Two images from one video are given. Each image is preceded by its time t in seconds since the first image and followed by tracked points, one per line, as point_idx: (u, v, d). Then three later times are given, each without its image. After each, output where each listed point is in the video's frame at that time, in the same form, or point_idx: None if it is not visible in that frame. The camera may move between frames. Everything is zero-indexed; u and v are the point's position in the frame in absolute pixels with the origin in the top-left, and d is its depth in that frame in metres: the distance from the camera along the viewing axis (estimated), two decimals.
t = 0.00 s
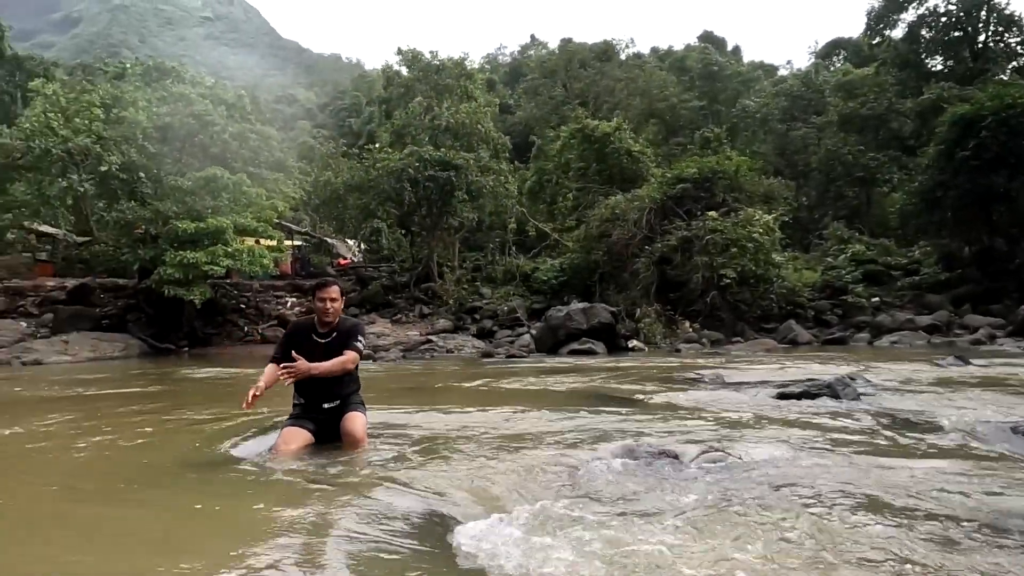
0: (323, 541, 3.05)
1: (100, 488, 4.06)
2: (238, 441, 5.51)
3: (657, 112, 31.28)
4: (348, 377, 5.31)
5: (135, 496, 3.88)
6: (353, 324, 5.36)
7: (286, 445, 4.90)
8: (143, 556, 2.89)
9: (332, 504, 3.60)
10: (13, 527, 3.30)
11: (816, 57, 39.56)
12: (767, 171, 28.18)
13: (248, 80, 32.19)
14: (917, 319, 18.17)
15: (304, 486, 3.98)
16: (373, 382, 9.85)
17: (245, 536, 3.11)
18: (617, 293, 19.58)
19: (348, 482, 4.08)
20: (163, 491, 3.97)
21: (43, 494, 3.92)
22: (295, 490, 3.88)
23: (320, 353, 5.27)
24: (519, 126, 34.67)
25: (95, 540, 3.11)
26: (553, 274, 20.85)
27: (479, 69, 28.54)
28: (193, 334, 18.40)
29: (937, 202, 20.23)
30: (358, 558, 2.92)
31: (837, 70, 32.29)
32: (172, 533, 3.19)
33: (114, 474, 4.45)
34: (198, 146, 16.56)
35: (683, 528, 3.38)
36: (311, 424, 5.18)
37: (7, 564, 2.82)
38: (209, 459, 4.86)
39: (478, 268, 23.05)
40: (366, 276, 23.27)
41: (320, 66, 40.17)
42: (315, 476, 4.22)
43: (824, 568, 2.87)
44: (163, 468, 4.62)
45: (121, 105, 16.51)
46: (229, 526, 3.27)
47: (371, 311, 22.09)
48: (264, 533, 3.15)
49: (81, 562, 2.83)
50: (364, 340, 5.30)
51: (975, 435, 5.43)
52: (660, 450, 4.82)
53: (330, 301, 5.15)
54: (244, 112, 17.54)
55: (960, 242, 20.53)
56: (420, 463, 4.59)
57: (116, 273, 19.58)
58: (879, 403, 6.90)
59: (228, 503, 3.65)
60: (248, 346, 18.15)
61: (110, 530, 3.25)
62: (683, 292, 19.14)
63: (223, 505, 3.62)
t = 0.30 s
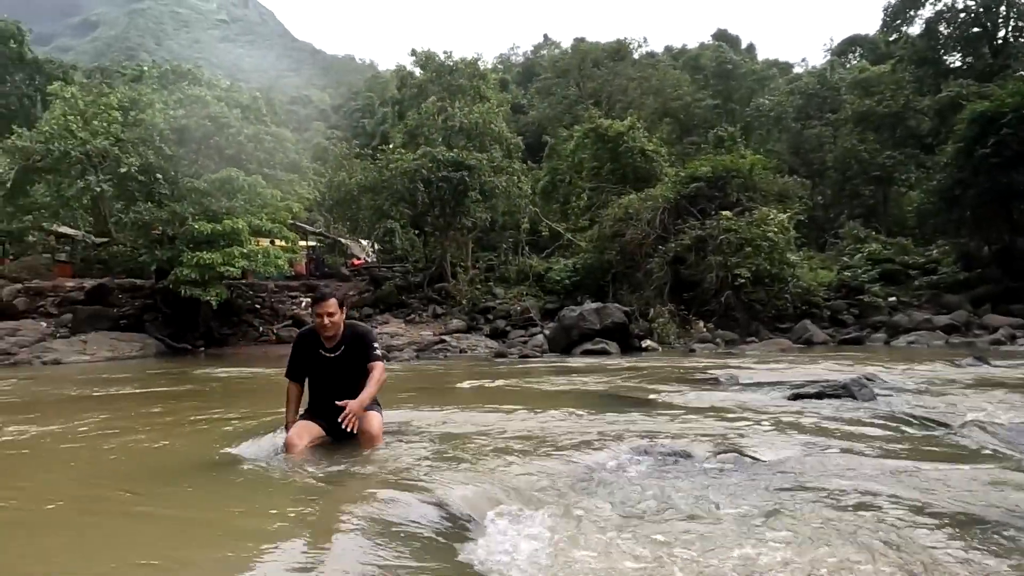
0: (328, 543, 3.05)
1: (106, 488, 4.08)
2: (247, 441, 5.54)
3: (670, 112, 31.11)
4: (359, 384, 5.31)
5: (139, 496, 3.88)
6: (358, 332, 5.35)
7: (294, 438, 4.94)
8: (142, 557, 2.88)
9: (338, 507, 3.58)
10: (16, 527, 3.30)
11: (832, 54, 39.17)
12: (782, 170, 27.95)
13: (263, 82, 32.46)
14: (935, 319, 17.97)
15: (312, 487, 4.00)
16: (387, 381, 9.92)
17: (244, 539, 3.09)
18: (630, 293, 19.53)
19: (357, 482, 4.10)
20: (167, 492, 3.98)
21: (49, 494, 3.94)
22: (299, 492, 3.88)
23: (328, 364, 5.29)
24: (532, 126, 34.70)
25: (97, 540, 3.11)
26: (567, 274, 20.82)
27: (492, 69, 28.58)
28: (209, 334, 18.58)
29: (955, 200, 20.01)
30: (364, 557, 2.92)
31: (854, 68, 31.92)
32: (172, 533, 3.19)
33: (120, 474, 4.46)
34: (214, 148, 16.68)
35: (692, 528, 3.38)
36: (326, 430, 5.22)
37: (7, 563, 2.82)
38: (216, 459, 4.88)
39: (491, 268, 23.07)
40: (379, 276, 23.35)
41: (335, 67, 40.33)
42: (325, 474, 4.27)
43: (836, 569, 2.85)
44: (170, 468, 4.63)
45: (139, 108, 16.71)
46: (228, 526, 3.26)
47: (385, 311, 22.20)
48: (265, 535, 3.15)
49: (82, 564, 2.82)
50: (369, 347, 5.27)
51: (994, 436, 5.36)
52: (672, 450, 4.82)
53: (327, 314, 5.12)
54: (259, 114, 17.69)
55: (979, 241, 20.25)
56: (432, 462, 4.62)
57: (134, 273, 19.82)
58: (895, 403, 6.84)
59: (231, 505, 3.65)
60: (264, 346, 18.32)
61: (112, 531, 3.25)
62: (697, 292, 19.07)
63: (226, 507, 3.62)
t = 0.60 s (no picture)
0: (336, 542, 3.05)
1: (110, 487, 4.08)
2: (258, 441, 5.56)
3: (683, 111, 30.99)
4: (374, 401, 5.20)
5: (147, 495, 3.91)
6: (371, 353, 5.15)
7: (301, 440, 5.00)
8: (145, 558, 2.87)
9: (346, 507, 3.59)
10: (20, 525, 3.30)
11: (847, 52, 38.81)
12: (796, 169, 27.74)
13: (277, 84, 32.69)
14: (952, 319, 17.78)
15: (322, 486, 4.02)
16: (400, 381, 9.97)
17: (248, 539, 3.08)
18: (642, 293, 19.46)
19: (366, 482, 4.11)
20: (171, 492, 3.98)
21: (53, 493, 3.94)
22: (305, 493, 3.87)
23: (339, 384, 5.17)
24: (544, 126, 34.74)
25: (99, 539, 3.10)
26: (579, 274, 20.78)
27: (504, 70, 28.59)
28: (223, 334, 18.74)
29: (972, 199, 19.81)
30: (372, 557, 2.92)
31: (869, 66, 31.59)
32: (176, 532, 3.20)
33: (130, 472, 4.50)
34: (228, 149, 16.80)
35: (705, 528, 3.37)
36: (339, 442, 5.23)
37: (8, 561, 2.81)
38: (223, 460, 4.89)
39: (503, 268, 23.08)
40: (391, 277, 23.46)
41: (347, 69, 40.55)
42: (336, 473, 4.29)
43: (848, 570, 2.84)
44: (176, 468, 4.63)
45: (154, 110, 16.88)
46: (232, 527, 3.26)
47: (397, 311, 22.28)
48: (271, 535, 3.14)
49: (84, 563, 2.80)
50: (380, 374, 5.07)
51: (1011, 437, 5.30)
52: (685, 450, 4.81)
53: (334, 344, 4.88)
54: (272, 116, 17.82)
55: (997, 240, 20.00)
56: (445, 460, 4.65)
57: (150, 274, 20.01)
58: (911, 403, 6.78)
59: (236, 506, 3.64)
60: (278, 346, 18.45)
61: (116, 530, 3.24)
62: (709, 292, 18.95)
63: (230, 508, 3.61)
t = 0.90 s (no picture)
0: (338, 541, 3.06)
1: (116, 485, 4.10)
2: (271, 440, 5.59)
3: (695, 112, 30.89)
4: (390, 357, 5.21)
5: (155, 491, 3.96)
6: (391, 308, 5.11)
7: (325, 442, 4.93)
8: (143, 557, 2.86)
9: (347, 506, 3.58)
10: (25, 524, 3.32)
11: (861, 51, 38.45)
12: (810, 169, 27.56)
13: (290, 86, 32.92)
14: (970, 321, 17.57)
15: (335, 484, 4.05)
16: (413, 382, 9.98)
17: (250, 539, 3.08)
18: (655, 294, 19.40)
19: (369, 480, 4.12)
20: (173, 490, 3.98)
21: (57, 492, 3.95)
22: (313, 491, 3.90)
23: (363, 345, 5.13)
24: (556, 127, 34.75)
25: (103, 536, 3.11)
26: (591, 275, 20.73)
27: (516, 71, 28.58)
28: (238, 335, 18.88)
29: (990, 199, 19.65)
30: (374, 556, 2.92)
31: (884, 65, 31.29)
32: (180, 527, 3.24)
33: (140, 469, 4.55)
34: (242, 152, 16.96)
35: (717, 530, 3.36)
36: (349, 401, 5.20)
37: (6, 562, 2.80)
38: (229, 457, 4.91)
39: (515, 269, 23.09)
40: (404, 278, 23.56)
41: (359, 71, 40.77)
42: (345, 472, 4.32)
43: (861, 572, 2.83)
44: (185, 466, 4.66)
45: (169, 113, 17.05)
46: (234, 526, 3.25)
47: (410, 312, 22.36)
48: (277, 532, 3.17)
49: (82, 563, 2.80)
50: (402, 329, 5.08)
51: None
52: (699, 453, 4.79)
53: (361, 294, 4.83)
54: (285, 118, 17.93)
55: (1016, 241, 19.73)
56: (459, 462, 4.66)
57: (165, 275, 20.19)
58: (929, 406, 6.71)
59: (237, 504, 3.64)
60: (291, 347, 18.57)
61: (115, 529, 3.24)
62: (722, 293, 18.81)
63: (232, 506, 3.61)
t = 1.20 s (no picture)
0: (344, 543, 3.09)
1: (125, 487, 4.14)
2: (282, 442, 5.61)
3: (706, 112, 30.81)
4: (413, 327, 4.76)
5: (163, 493, 4.00)
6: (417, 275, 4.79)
7: (340, 443, 4.65)
8: (145, 558, 2.90)
9: (347, 510, 3.60)
10: (31, 525, 3.36)
11: (874, 50, 38.18)
12: (822, 169, 27.40)
13: (301, 89, 33.15)
14: (984, 323, 17.42)
15: (345, 486, 4.08)
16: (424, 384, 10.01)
17: (250, 541, 3.11)
18: (666, 295, 19.35)
19: (376, 483, 4.13)
20: (172, 492, 4.01)
21: (58, 494, 3.98)
22: (322, 493, 3.93)
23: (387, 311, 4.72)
24: (566, 128, 34.78)
25: (109, 539, 3.15)
26: (602, 276, 20.72)
27: (526, 72, 28.61)
28: (250, 335, 19.04)
29: (1006, 199, 19.56)
30: (380, 558, 2.95)
31: (897, 64, 31.05)
32: (186, 530, 3.28)
33: (151, 471, 4.59)
34: (255, 154, 17.06)
35: (725, 534, 3.35)
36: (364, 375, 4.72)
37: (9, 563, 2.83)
38: (233, 460, 4.95)
39: (525, 270, 23.12)
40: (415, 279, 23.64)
41: (370, 73, 40.96)
42: (354, 473, 4.32)
43: None
44: (195, 468, 4.70)
45: (182, 116, 17.21)
46: (239, 529, 3.28)
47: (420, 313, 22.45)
48: (282, 535, 3.20)
49: (84, 564, 2.83)
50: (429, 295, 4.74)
51: None
52: (711, 456, 4.79)
53: (386, 249, 4.54)
54: (297, 120, 18.04)
55: None
56: (470, 464, 4.67)
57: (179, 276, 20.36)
58: (943, 410, 6.66)
59: (236, 507, 3.67)
60: (303, 348, 18.69)
61: (114, 530, 3.26)
62: (734, 295, 18.72)
63: (230, 508, 3.64)
